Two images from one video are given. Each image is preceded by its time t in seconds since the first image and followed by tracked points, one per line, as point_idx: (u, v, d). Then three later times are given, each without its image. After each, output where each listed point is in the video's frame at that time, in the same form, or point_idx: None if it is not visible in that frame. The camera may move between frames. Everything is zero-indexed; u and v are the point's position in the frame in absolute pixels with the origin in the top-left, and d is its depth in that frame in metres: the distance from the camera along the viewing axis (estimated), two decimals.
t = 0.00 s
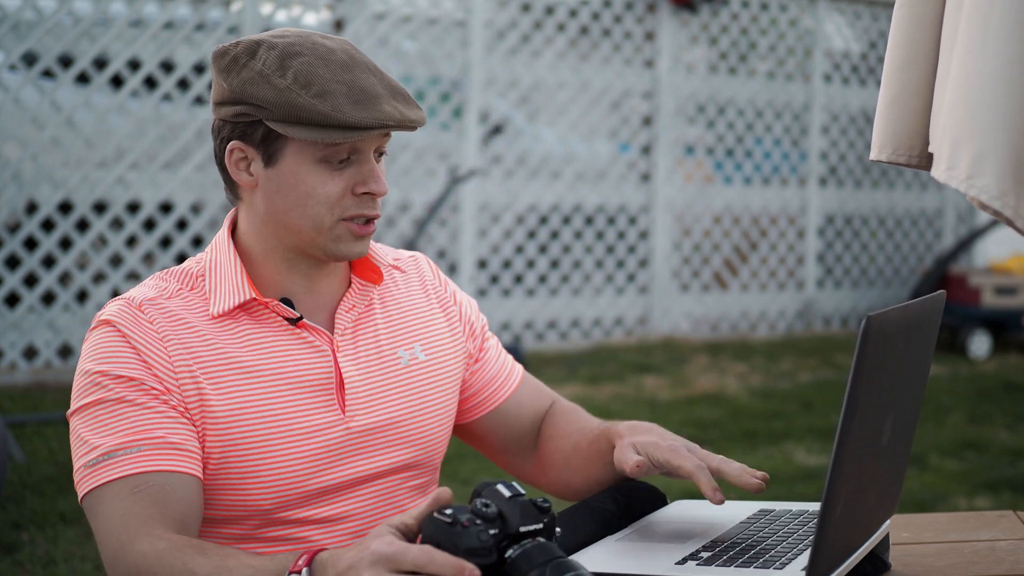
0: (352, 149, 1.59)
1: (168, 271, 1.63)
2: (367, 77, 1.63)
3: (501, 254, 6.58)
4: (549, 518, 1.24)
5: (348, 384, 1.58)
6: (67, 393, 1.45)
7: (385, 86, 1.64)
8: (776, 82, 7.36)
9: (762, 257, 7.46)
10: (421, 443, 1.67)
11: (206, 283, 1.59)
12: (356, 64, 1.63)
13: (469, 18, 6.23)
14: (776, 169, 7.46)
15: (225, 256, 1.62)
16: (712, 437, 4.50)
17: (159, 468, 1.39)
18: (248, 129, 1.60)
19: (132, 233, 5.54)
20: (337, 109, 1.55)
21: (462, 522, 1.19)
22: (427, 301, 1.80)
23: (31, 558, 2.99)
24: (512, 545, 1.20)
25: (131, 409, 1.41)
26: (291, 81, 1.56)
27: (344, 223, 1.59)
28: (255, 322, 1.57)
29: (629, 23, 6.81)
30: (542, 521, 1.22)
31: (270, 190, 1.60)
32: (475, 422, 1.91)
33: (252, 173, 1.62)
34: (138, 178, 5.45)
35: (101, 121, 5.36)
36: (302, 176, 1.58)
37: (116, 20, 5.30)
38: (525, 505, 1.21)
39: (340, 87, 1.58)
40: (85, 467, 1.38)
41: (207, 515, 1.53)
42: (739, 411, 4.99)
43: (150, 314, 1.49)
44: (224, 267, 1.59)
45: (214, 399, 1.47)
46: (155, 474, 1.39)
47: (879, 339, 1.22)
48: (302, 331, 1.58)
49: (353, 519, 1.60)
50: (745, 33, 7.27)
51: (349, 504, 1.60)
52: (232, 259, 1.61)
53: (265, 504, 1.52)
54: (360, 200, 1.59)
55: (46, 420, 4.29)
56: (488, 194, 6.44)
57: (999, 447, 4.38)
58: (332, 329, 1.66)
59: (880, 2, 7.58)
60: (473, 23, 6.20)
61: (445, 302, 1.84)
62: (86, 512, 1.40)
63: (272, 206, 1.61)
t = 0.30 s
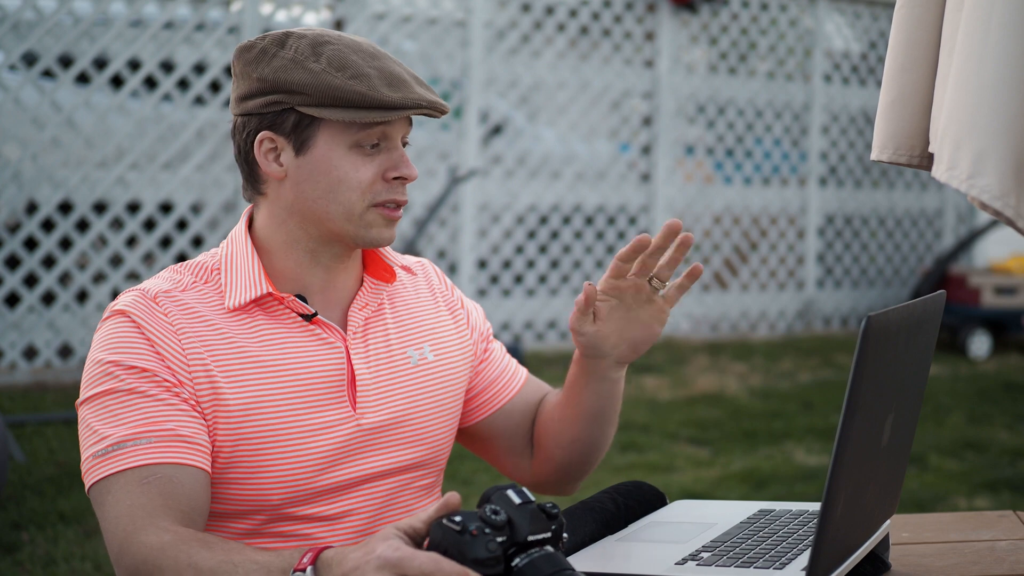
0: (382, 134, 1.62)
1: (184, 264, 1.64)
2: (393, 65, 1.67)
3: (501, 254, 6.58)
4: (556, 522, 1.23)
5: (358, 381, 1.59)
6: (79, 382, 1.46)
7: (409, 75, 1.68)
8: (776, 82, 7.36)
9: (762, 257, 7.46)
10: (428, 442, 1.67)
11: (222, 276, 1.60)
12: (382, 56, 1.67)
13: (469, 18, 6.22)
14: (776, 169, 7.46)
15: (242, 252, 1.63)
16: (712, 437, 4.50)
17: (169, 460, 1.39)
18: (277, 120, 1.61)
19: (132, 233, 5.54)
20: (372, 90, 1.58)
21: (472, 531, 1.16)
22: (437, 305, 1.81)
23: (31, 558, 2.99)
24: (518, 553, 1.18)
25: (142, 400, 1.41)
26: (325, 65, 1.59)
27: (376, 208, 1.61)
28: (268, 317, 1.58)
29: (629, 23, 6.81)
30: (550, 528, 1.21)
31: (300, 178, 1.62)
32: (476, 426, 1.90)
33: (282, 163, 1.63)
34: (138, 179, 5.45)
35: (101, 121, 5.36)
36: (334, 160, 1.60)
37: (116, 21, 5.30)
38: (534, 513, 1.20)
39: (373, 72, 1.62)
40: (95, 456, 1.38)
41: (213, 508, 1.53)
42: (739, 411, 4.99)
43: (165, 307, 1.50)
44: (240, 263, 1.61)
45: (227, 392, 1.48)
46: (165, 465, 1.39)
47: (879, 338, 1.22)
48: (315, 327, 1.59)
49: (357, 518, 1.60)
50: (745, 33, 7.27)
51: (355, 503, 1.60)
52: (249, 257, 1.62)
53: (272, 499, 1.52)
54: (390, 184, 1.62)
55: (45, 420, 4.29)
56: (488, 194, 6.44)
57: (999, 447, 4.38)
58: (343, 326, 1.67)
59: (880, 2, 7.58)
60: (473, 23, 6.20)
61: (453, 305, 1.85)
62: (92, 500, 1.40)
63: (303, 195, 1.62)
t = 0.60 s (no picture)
0: (410, 140, 1.62)
1: (198, 259, 1.64)
2: (423, 74, 1.67)
3: (501, 254, 6.59)
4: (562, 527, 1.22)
5: (370, 382, 1.59)
6: (90, 371, 1.45)
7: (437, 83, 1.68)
8: (775, 82, 7.36)
9: (762, 257, 7.46)
10: (435, 444, 1.68)
11: (237, 272, 1.60)
12: (412, 64, 1.67)
13: (469, 18, 6.23)
14: (776, 169, 7.46)
15: (260, 250, 1.63)
16: (712, 437, 4.50)
17: (180, 453, 1.39)
18: (308, 121, 1.61)
19: (132, 233, 5.54)
20: (404, 96, 1.58)
21: (476, 537, 1.16)
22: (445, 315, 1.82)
23: (31, 559, 2.99)
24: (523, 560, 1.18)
25: (155, 392, 1.41)
26: (360, 69, 1.59)
27: (399, 212, 1.62)
28: (282, 315, 1.58)
29: (629, 23, 6.81)
30: (555, 534, 1.21)
31: (328, 180, 1.61)
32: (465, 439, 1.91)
33: (310, 165, 1.62)
34: (138, 178, 5.45)
35: (102, 121, 5.36)
36: (363, 164, 1.60)
37: (117, 21, 5.30)
38: (540, 518, 1.20)
39: (405, 79, 1.62)
40: (105, 446, 1.38)
41: (221, 502, 1.53)
42: (739, 411, 5.00)
43: (181, 301, 1.51)
44: (259, 260, 1.61)
45: (240, 387, 1.48)
46: (175, 458, 1.39)
47: (879, 338, 1.22)
48: (329, 328, 1.59)
49: (363, 519, 1.60)
50: (745, 33, 7.27)
51: (363, 503, 1.60)
52: (265, 254, 1.62)
53: (281, 495, 1.52)
54: (415, 189, 1.62)
55: (46, 420, 4.29)
56: (488, 194, 6.44)
57: (999, 447, 4.38)
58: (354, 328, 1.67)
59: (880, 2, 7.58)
60: (473, 23, 6.20)
61: (457, 318, 1.85)
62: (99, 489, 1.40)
63: (328, 197, 1.61)
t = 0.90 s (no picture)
0: (416, 136, 1.62)
1: (214, 255, 1.64)
2: (432, 74, 1.68)
3: (501, 254, 6.59)
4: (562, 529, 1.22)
5: (378, 380, 1.59)
6: (102, 361, 1.45)
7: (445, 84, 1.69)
8: (775, 82, 7.36)
9: (762, 257, 7.46)
10: (444, 444, 1.68)
11: (252, 269, 1.61)
12: (422, 63, 1.68)
13: (469, 18, 6.22)
14: (776, 169, 7.45)
15: (274, 246, 1.63)
16: (712, 437, 4.49)
17: (188, 445, 1.39)
18: (316, 113, 1.61)
19: (132, 233, 5.53)
20: (410, 88, 1.59)
21: (478, 537, 1.15)
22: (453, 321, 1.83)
23: (31, 558, 2.99)
24: (524, 561, 1.17)
25: (165, 384, 1.41)
26: (368, 62, 1.60)
27: (402, 206, 1.61)
28: (294, 311, 1.58)
29: (629, 23, 6.82)
30: (556, 534, 1.21)
31: (334, 172, 1.61)
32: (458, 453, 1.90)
33: (317, 156, 1.63)
34: (138, 178, 5.45)
35: (102, 121, 5.36)
36: (366, 157, 1.60)
37: (117, 21, 5.30)
38: (541, 518, 1.20)
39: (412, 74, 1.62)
40: (113, 436, 1.38)
41: (228, 497, 1.53)
42: (739, 411, 4.99)
43: (194, 294, 1.51)
44: (273, 255, 1.61)
45: (250, 381, 1.48)
46: (183, 449, 1.39)
47: (879, 337, 1.22)
48: (340, 325, 1.60)
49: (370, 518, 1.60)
50: (745, 33, 7.27)
51: (370, 501, 1.60)
52: (278, 250, 1.62)
53: (288, 489, 1.52)
54: (418, 184, 1.62)
55: (46, 420, 4.29)
56: (488, 194, 6.44)
57: (999, 447, 4.37)
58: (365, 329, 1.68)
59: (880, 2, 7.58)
60: (473, 23, 6.20)
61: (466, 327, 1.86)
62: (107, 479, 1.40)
63: (336, 190, 1.62)
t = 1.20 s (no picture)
0: (370, 124, 1.59)
1: (221, 252, 1.66)
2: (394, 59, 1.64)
3: (501, 254, 6.59)
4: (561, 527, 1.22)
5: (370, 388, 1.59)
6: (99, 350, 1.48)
7: (410, 66, 1.63)
8: (775, 82, 7.36)
9: (762, 257, 7.46)
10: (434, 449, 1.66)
11: (256, 264, 1.62)
12: (386, 52, 1.65)
13: (469, 18, 6.22)
14: (776, 169, 7.45)
15: (280, 240, 1.65)
16: (712, 437, 4.49)
17: (176, 443, 1.41)
18: (287, 119, 1.65)
19: (132, 233, 5.53)
20: (348, 75, 1.56)
21: (478, 537, 1.14)
22: (460, 333, 1.79)
23: (31, 558, 2.99)
24: (523, 560, 1.18)
25: (157, 380, 1.43)
26: (313, 59, 1.60)
27: (362, 195, 1.58)
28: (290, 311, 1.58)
29: (629, 23, 6.82)
30: (556, 534, 1.21)
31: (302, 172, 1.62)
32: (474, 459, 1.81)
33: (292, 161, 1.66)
34: (138, 178, 5.45)
35: (102, 121, 5.36)
36: (320, 151, 1.59)
37: (117, 21, 5.30)
38: (541, 518, 1.20)
39: (357, 60, 1.59)
40: (101, 428, 1.40)
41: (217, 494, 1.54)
42: (739, 411, 5.00)
43: (193, 289, 1.53)
44: (277, 254, 1.62)
45: (240, 380, 1.49)
46: (169, 447, 1.41)
47: (879, 337, 1.22)
48: (334, 326, 1.59)
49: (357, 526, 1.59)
50: (745, 33, 7.27)
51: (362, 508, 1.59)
52: (281, 250, 1.62)
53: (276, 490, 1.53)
54: (375, 171, 1.58)
55: (45, 420, 4.29)
56: (488, 194, 6.44)
57: (999, 447, 4.37)
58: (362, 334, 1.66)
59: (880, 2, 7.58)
60: (473, 23, 6.20)
61: (480, 336, 1.84)
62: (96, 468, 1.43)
63: (303, 189, 1.62)
